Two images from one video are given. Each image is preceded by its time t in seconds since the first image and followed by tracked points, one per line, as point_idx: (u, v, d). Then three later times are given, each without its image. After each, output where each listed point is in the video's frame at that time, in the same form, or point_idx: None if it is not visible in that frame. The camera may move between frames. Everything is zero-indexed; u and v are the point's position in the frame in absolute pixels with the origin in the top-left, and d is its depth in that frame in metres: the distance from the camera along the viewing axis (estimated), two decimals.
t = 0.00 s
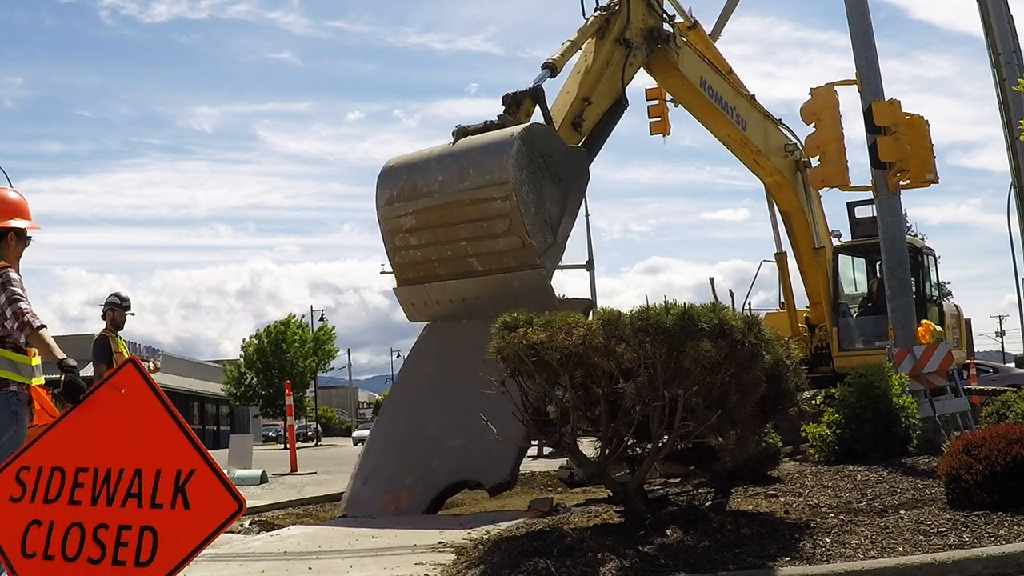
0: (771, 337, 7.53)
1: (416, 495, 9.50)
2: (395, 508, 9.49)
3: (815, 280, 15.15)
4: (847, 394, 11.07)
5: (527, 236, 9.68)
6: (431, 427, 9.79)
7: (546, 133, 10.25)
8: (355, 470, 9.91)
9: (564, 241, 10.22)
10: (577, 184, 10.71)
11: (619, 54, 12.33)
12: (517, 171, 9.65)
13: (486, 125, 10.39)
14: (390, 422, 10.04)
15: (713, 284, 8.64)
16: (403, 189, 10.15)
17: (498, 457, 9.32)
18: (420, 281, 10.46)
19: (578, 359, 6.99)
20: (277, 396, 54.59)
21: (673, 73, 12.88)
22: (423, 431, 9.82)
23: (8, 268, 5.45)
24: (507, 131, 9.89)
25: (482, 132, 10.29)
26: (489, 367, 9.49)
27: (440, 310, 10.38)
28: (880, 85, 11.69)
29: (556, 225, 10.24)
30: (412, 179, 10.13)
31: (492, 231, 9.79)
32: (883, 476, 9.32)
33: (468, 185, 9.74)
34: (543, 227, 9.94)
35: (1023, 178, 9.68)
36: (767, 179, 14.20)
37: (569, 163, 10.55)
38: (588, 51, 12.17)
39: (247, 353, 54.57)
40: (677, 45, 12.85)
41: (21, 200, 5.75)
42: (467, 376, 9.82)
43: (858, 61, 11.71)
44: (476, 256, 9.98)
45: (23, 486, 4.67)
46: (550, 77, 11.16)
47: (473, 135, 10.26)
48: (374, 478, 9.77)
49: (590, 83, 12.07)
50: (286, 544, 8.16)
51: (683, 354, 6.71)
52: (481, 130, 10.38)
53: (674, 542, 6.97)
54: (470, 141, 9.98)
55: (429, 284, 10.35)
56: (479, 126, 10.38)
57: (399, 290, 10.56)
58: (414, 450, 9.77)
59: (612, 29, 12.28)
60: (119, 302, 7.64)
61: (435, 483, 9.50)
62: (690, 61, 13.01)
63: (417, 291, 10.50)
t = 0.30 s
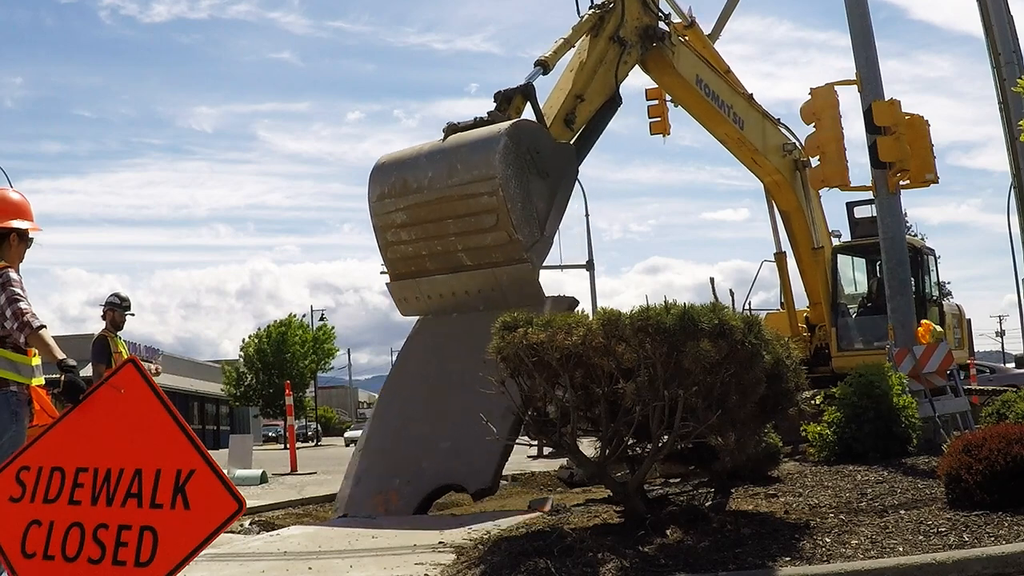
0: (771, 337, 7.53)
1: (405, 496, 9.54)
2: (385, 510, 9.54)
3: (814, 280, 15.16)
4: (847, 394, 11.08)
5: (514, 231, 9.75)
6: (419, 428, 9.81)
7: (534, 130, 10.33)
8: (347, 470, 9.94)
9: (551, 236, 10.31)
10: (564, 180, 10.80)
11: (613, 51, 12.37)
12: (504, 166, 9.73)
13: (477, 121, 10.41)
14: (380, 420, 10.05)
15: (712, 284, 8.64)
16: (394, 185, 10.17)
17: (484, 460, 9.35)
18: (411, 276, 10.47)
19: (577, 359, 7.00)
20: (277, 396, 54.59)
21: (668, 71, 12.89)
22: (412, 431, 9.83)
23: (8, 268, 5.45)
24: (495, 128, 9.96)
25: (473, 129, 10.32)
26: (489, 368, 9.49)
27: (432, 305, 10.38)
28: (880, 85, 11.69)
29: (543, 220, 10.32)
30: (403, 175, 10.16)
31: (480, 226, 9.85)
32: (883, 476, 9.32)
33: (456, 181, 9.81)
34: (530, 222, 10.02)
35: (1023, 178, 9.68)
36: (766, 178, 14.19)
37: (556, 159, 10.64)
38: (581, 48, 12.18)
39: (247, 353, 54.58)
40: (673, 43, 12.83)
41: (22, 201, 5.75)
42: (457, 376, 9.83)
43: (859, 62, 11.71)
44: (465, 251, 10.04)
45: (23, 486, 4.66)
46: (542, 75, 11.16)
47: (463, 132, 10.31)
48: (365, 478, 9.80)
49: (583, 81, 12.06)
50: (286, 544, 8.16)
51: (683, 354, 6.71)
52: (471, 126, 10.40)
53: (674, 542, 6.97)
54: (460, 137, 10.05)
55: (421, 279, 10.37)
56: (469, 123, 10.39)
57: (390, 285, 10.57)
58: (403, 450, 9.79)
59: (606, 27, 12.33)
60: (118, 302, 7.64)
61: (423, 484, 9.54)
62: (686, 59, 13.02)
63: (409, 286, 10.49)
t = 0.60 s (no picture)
0: (771, 337, 7.54)
1: (400, 496, 9.53)
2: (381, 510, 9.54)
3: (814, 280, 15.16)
4: (847, 394, 11.07)
5: (502, 227, 9.80)
6: (414, 427, 9.80)
7: (523, 127, 10.37)
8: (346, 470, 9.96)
9: (539, 232, 10.32)
10: (554, 178, 10.82)
11: (607, 49, 12.36)
12: (491, 163, 9.80)
13: (468, 119, 10.44)
14: (375, 420, 10.06)
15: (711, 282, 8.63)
16: (387, 182, 10.23)
17: (474, 461, 9.33)
18: (405, 272, 10.46)
19: (578, 359, 7.00)
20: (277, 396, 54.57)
21: (662, 67, 12.94)
22: (408, 431, 9.83)
23: (9, 268, 5.45)
24: (483, 125, 10.03)
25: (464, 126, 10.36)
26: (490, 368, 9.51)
27: (425, 300, 10.38)
28: (880, 85, 11.69)
29: (531, 217, 10.33)
30: (395, 172, 10.22)
31: (469, 222, 9.89)
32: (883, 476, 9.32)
33: (445, 178, 9.87)
34: (518, 217, 10.06)
35: (1023, 178, 9.67)
36: (765, 178, 14.18)
37: (546, 156, 10.66)
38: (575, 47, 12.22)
39: (247, 353, 54.58)
40: (667, 40, 12.91)
41: (23, 201, 5.74)
42: (449, 375, 9.82)
43: (859, 62, 11.71)
44: (456, 246, 10.04)
45: (23, 486, 4.66)
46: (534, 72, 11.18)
47: (454, 129, 10.35)
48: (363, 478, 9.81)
49: (576, 78, 12.07)
50: (286, 544, 8.16)
51: (683, 354, 6.71)
52: (462, 124, 10.43)
53: (674, 542, 6.97)
54: (449, 135, 10.12)
55: (414, 275, 10.36)
56: (460, 120, 10.42)
57: (384, 280, 10.59)
58: (397, 450, 9.78)
59: (600, 25, 12.31)
60: (117, 302, 7.65)
61: (418, 484, 9.53)
62: (681, 57, 13.08)
63: (401, 281, 10.50)
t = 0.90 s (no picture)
0: (771, 337, 7.54)
1: (399, 490, 9.58)
2: (381, 504, 9.60)
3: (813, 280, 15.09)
4: (847, 394, 11.07)
5: (491, 219, 9.84)
6: (410, 421, 9.82)
7: (513, 119, 10.38)
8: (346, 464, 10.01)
9: (529, 223, 10.36)
10: (545, 169, 10.80)
11: (601, 44, 12.37)
12: (480, 156, 9.83)
13: (460, 113, 10.43)
14: (373, 414, 10.08)
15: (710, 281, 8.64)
16: (380, 176, 10.22)
17: (469, 454, 9.34)
18: (400, 264, 10.47)
19: (578, 359, 7.00)
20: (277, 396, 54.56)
21: (657, 63, 13.03)
22: (404, 425, 9.84)
23: (9, 268, 5.45)
24: (472, 119, 10.05)
25: (456, 120, 10.36)
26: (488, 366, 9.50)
27: (418, 291, 10.35)
28: (880, 85, 11.69)
29: (521, 208, 10.38)
30: (388, 166, 10.21)
31: (459, 214, 9.94)
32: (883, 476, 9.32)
33: (436, 171, 9.90)
34: (507, 209, 10.12)
35: (1023, 178, 9.67)
36: (764, 176, 14.17)
37: (536, 148, 10.67)
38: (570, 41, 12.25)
39: (247, 353, 54.57)
40: (663, 37, 13.01)
41: (23, 201, 5.75)
42: (443, 369, 9.81)
43: (859, 62, 11.70)
44: (448, 238, 10.10)
45: (23, 486, 4.66)
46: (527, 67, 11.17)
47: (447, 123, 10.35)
48: (364, 473, 9.86)
49: (571, 73, 12.06)
50: (286, 544, 8.16)
51: (683, 354, 6.71)
52: (455, 117, 10.42)
53: (674, 543, 6.97)
54: (440, 128, 10.13)
55: (408, 266, 10.37)
56: (452, 114, 10.41)
57: (379, 274, 10.59)
58: (395, 444, 9.81)
59: (595, 20, 12.28)
60: (115, 302, 7.65)
61: (416, 479, 9.56)
62: (677, 52, 13.17)
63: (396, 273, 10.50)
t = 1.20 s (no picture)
0: (771, 337, 7.53)
1: (400, 487, 9.63)
2: (383, 501, 9.66)
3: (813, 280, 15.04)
4: (847, 394, 11.07)
5: (481, 215, 9.80)
6: (409, 417, 9.84)
7: (503, 117, 10.38)
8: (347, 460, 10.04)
9: (520, 219, 10.36)
10: (536, 165, 10.85)
11: (596, 41, 12.37)
12: (471, 153, 9.81)
13: (453, 110, 10.43)
14: (372, 411, 10.10)
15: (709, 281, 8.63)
16: (375, 173, 10.23)
17: (466, 449, 9.39)
18: (396, 259, 10.46)
19: (578, 359, 7.00)
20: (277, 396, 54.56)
21: (653, 59, 13.05)
22: (403, 421, 9.86)
23: (9, 268, 5.45)
24: (463, 117, 10.04)
25: (449, 118, 10.35)
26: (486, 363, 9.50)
27: (415, 286, 10.35)
28: (880, 85, 11.69)
29: (511, 204, 10.38)
30: (383, 163, 10.22)
31: (451, 211, 9.90)
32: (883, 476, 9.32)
33: (428, 168, 9.88)
34: (497, 205, 10.12)
35: (1023, 178, 9.67)
36: (761, 173, 14.17)
37: (525, 142, 10.68)
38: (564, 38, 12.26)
39: (247, 353, 54.57)
40: (659, 33, 13.04)
41: (23, 202, 5.75)
42: (439, 364, 9.81)
43: (859, 62, 11.70)
44: (440, 233, 10.07)
45: (23, 486, 4.66)
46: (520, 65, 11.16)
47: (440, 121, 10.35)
48: (364, 469, 9.89)
49: (565, 70, 12.07)
50: (286, 544, 8.16)
51: (683, 354, 6.71)
52: (448, 115, 10.43)
53: (674, 542, 6.97)
54: (433, 126, 10.11)
55: (404, 262, 10.35)
56: (446, 111, 10.41)
57: (377, 270, 10.60)
58: (394, 440, 9.85)
59: (590, 18, 12.28)
60: (112, 302, 7.64)
61: (416, 475, 9.62)
62: (673, 49, 13.18)
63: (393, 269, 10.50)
